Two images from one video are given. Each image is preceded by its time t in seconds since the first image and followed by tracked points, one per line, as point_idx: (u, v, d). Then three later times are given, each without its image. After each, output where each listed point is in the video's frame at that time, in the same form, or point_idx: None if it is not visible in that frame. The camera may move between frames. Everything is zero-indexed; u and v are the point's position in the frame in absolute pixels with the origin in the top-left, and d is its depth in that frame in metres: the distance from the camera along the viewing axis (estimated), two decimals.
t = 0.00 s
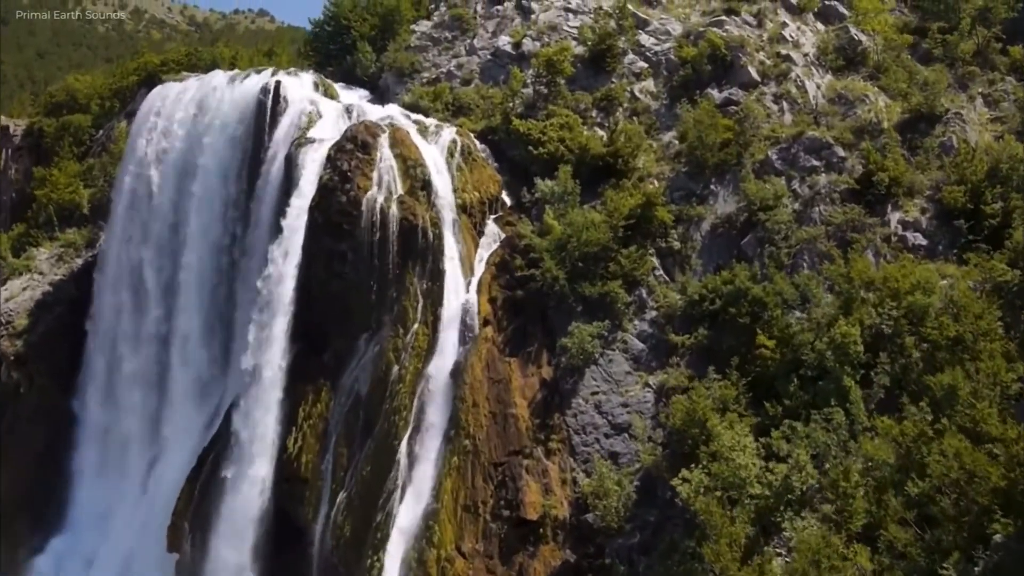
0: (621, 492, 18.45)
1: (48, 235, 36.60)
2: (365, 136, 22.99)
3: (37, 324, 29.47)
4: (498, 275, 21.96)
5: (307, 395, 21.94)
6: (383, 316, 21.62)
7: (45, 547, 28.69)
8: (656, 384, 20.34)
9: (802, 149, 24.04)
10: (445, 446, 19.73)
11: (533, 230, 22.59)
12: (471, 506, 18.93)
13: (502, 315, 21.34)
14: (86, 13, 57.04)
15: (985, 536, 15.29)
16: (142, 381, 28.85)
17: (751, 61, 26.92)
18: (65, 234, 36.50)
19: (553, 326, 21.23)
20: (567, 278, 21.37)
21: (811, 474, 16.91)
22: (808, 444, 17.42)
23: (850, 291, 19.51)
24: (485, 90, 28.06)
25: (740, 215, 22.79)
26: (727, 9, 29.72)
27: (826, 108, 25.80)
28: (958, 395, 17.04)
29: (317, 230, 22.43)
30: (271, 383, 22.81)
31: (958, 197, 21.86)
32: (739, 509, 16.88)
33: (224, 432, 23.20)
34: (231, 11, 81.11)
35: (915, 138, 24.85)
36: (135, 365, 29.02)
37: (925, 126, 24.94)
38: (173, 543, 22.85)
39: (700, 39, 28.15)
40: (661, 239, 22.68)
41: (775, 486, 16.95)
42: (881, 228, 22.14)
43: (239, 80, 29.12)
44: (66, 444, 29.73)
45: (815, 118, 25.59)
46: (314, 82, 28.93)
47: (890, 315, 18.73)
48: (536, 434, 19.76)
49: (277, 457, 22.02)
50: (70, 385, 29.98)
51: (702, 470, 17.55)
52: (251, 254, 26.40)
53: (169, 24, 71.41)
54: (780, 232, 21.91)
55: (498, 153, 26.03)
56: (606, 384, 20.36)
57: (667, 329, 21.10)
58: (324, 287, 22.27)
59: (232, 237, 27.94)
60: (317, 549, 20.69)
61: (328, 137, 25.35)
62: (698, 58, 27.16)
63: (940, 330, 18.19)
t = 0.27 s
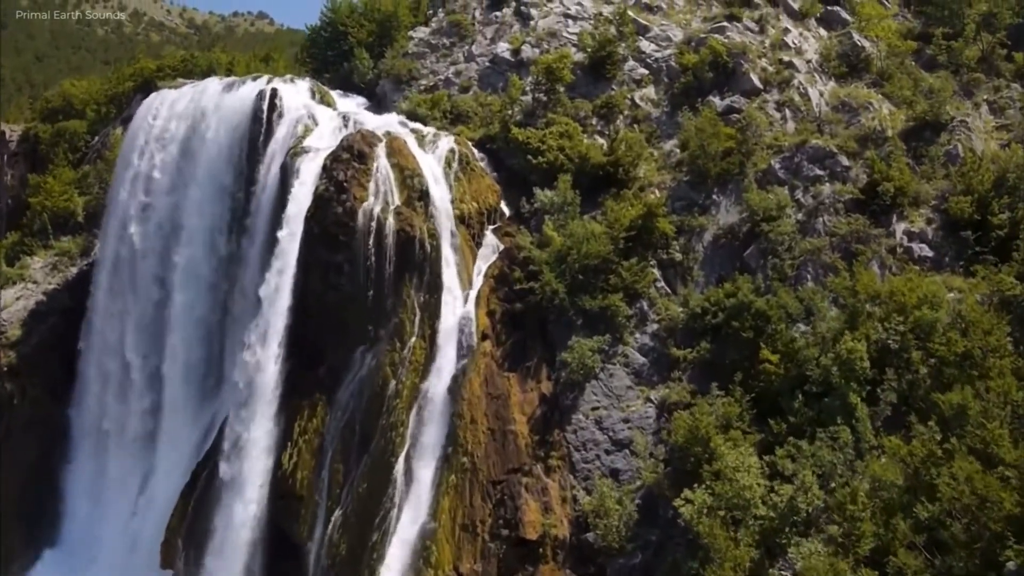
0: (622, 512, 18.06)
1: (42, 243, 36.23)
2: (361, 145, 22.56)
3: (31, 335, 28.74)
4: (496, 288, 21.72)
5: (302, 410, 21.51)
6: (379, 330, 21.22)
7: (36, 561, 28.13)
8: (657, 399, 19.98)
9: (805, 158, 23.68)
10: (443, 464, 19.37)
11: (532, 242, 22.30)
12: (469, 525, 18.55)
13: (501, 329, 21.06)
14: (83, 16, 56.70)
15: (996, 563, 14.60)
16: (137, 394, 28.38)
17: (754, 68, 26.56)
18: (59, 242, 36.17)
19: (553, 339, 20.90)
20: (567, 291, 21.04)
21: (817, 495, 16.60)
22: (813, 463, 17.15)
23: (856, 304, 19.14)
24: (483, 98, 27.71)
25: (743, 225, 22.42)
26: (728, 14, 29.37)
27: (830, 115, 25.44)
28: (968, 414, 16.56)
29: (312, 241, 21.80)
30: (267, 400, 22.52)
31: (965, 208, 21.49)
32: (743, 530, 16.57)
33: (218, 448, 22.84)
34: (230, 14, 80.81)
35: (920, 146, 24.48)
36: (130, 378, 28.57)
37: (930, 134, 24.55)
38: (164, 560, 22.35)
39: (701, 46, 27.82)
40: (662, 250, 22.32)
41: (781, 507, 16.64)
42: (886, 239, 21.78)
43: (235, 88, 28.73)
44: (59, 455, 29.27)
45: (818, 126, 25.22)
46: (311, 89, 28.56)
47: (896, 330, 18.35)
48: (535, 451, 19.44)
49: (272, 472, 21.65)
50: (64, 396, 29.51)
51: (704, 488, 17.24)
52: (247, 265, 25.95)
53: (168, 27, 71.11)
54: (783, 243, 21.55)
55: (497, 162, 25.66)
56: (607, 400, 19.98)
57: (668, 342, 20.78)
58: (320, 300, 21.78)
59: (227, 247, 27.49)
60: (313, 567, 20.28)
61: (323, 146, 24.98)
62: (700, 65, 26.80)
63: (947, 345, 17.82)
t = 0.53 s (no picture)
0: (623, 528, 17.74)
1: (38, 249, 35.82)
2: (358, 152, 22.33)
3: (25, 342, 28.38)
4: (495, 297, 21.47)
5: (299, 421, 21.26)
6: (377, 340, 20.97)
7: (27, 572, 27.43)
8: (659, 411, 19.69)
9: (808, 165, 23.37)
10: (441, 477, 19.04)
11: (531, 251, 22.04)
12: (467, 540, 18.28)
13: (500, 339, 20.79)
14: (81, 17, 56.29)
15: None
16: (129, 402, 27.69)
17: (755, 74, 26.25)
18: (55, 248, 35.75)
19: (552, 350, 20.61)
20: (567, 301, 20.75)
21: (822, 512, 16.26)
22: (817, 479, 16.82)
23: (860, 316, 18.78)
24: (482, 103, 27.39)
25: (745, 234, 22.12)
26: (729, 19, 29.05)
27: (833, 122, 25.13)
28: (976, 431, 16.42)
29: (310, 251, 21.72)
30: (261, 410, 22.13)
31: (970, 217, 21.20)
32: (746, 548, 16.21)
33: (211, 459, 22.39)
34: (229, 15, 80.52)
35: (924, 153, 24.17)
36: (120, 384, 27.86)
37: (934, 141, 24.25)
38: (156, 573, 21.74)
39: (703, 51, 27.51)
40: (663, 259, 22.02)
41: (785, 525, 16.29)
42: (890, 248, 21.47)
43: (232, 93, 28.43)
44: (54, 464, 28.67)
45: (821, 133, 24.90)
46: (307, 94, 28.39)
47: (902, 343, 18.03)
48: (535, 465, 19.15)
49: (266, 484, 21.31)
50: (60, 405, 28.88)
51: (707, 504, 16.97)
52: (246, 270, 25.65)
53: (167, 28, 70.76)
54: (786, 252, 21.23)
55: (496, 169, 25.35)
56: (607, 412, 19.67)
57: (670, 353, 20.49)
58: (318, 310, 21.64)
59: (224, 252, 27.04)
60: None
61: (320, 152, 24.71)
62: (701, 70, 26.50)
63: (954, 359, 17.56)
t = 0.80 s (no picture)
0: (625, 548, 17.34)
1: (33, 255, 35.45)
2: (354, 160, 22.00)
3: (18, 351, 27.93)
4: (493, 309, 21.13)
5: (294, 435, 20.92)
6: (372, 352, 20.60)
7: None
8: (660, 425, 19.36)
9: (811, 173, 22.99)
10: (438, 494, 18.74)
11: (529, 261, 21.68)
12: (465, 558, 17.91)
13: (499, 352, 20.45)
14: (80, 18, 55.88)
15: None
16: (124, 412, 27.25)
17: (758, 80, 25.90)
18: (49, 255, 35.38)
19: (551, 364, 20.26)
20: (567, 313, 20.39)
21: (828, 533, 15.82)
22: (822, 498, 16.49)
23: (866, 329, 18.48)
24: (480, 110, 27.03)
25: (747, 243, 21.78)
26: (731, 24, 28.71)
27: (836, 129, 24.77)
28: (986, 452, 16.04)
29: (305, 261, 21.40)
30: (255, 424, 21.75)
31: (977, 227, 20.84)
32: (750, 568, 15.84)
33: (205, 473, 21.94)
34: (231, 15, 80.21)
35: (929, 161, 23.81)
36: (114, 392, 27.45)
37: (939, 148, 23.89)
38: None
39: (705, 57, 27.17)
40: (664, 269, 21.68)
41: (789, 547, 15.87)
42: (895, 258, 21.12)
43: (227, 99, 28.09)
44: (49, 472, 28.05)
45: (825, 140, 24.55)
46: (304, 100, 27.98)
47: (908, 357, 17.79)
48: (534, 482, 18.76)
49: (261, 499, 20.92)
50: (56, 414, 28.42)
51: (712, 522, 16.76)
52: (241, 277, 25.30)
53: (168, 29, 70.40)
54: (789, 262, 20.87)
55: (495, 177, 24.99)
56: (607, 427, 19.31)
57: (671, 365, 20.16)
58: (313, 321, 21.31)
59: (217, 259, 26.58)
60: None
61: (316, 160, 24.39)
62: (702, 76, 26.16)
63: (962, 374, 17.30)
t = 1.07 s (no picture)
0: (624, 562, 17.12)
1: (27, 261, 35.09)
2: (351, 167, 21.70)
3: (13, 358, 27.72)
4: (491, 318, 20.85)
5: (289, 447, 20.58)
6: (369, 363, 20.31)
7: None
8: (660, 438, 19.07)
9: (813, 180, 22.69)
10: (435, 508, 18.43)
11: (528, 271, 21.41)
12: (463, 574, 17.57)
13: (497, 363, 20.18)
14: (77, 18, 55.28)
15: None
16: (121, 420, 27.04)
17: (759, 85, 25.59)
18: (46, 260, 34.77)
19: (551, 375, 19.97)
20: (566, 324, 20.16)
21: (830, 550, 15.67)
22: (826, 515, 16.26)
23: (870, 340, 18.22)
24: (479, 115, 26.73)
25: (749, 252, 21.48)
26: (733, 28, 28.39)
27: (839, 135, 24.47)
28: (995, 469, 15.65)
29: (302, 269, 21.03)
30: (250, 434, 21.38)
31: (982, 235, 20.54)
32: None
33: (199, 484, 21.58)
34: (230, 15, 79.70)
35: (933, 167, 23.50)
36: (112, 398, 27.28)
37: (943, 154, 23.58)
38: None
39: (705, 61, 26.88)
40: (665, 278, 21.38)
41: (793, 565, 15.63)
42: (899, 267, 20.84)
43: (222, 104, 27.85)
44: (44, 481, 27.75)
45: (828, 147, 24.25)
46: (301, 104, 27.70)
47: (913, 369, 17.52)
48: (533, 496, 18.44)
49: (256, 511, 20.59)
50: (51, 423, 28.16)
51: (715, 540, 16.50)
52: (237, 284, 25.13)
53: (166, 29, 69.84)
54: (791, 270, 20.57)
55: (493, 184, 24.68)
56: (607, 439, 19.02)
57: (671, 376, 19.90)
58: (309, 330, 20.94)
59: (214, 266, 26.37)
60: None
61: (312, 168, 24.15)
62: (703, 81, 25.85)
63: (969, 388, 17.00)
